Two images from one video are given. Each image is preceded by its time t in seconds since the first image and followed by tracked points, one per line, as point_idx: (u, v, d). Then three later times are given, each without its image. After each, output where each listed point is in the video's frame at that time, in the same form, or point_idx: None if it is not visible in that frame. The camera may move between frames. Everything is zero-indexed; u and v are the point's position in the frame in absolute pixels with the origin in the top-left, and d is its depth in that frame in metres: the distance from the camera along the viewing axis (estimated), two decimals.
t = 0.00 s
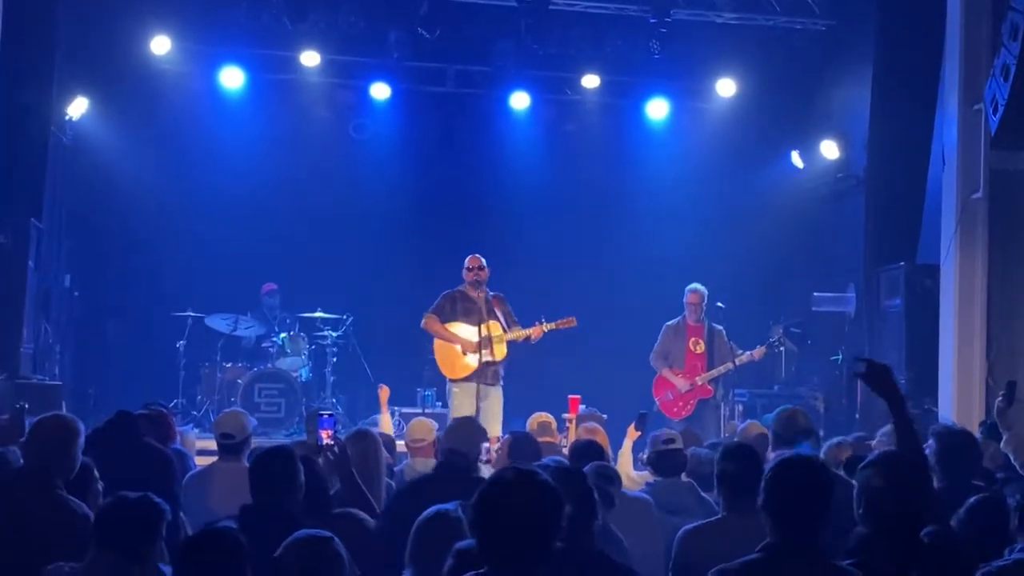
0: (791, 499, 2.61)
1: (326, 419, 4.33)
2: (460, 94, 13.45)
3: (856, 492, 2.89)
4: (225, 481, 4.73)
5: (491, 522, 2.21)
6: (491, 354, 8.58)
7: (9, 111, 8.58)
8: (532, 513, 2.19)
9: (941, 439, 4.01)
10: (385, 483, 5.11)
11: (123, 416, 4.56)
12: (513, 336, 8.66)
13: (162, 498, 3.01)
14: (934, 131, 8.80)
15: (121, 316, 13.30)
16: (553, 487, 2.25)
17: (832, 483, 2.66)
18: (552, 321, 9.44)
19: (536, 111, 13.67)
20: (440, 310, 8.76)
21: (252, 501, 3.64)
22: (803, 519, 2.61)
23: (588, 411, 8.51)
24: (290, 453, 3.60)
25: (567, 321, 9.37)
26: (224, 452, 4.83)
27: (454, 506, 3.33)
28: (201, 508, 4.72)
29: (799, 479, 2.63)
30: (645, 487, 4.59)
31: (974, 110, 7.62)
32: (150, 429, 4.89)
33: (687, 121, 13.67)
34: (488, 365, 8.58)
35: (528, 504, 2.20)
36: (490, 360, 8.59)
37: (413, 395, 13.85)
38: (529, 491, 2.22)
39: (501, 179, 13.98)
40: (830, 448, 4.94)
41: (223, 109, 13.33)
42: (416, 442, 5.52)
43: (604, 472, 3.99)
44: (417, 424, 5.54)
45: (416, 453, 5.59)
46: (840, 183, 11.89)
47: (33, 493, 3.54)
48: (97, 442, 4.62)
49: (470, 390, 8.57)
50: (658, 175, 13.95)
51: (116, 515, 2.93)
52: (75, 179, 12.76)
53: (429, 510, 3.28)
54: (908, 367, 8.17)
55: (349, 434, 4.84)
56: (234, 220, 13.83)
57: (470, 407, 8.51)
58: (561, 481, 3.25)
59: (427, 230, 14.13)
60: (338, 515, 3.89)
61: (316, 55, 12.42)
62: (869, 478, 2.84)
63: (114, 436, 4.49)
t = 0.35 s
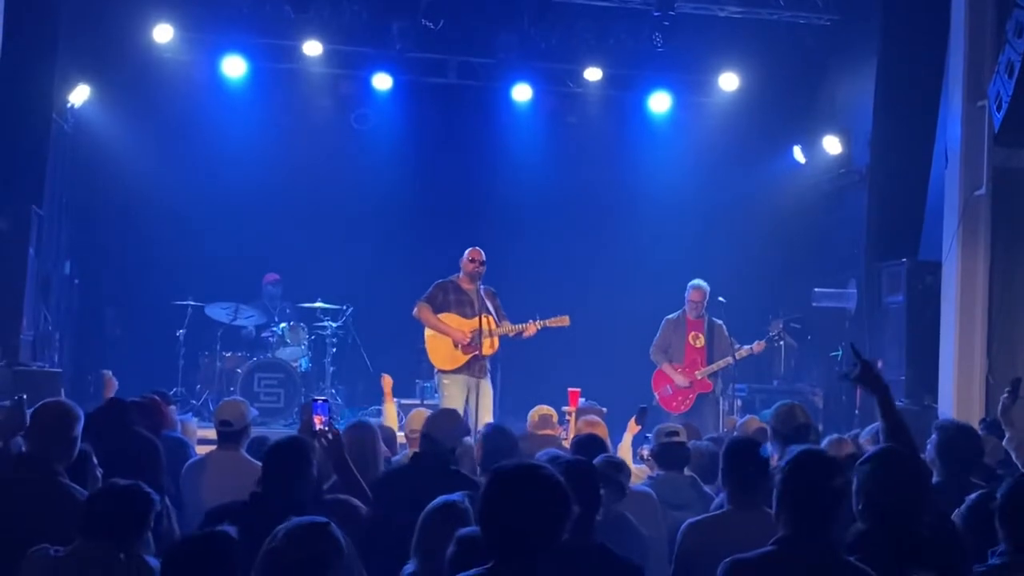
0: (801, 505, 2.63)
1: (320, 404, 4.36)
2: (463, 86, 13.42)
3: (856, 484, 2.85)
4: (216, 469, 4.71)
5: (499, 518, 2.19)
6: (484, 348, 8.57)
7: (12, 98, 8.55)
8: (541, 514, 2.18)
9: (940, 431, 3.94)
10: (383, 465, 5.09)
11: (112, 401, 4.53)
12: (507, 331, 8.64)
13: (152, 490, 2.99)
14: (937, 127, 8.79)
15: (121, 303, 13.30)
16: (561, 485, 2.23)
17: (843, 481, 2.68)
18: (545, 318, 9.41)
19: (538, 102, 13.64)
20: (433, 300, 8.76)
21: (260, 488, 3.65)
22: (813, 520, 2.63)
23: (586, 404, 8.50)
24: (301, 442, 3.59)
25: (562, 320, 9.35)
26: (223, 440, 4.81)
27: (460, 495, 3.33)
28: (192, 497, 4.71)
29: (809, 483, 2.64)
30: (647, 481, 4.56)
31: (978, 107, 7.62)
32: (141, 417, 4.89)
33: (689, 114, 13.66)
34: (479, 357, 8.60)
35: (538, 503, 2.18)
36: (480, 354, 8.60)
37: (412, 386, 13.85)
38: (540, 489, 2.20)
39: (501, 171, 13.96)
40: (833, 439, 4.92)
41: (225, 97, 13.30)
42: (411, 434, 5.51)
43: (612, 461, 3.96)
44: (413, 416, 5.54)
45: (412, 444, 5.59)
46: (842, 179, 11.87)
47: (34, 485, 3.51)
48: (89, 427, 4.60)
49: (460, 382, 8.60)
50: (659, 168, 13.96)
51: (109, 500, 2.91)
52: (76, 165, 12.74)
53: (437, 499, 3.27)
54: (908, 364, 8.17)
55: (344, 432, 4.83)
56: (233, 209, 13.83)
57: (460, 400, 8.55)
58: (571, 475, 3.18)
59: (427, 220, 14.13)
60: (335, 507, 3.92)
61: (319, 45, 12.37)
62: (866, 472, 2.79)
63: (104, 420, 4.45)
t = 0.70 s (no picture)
0: (808, 493, 2.62)
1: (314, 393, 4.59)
2: (463, 75, 13.38)
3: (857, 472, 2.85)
4: (213, 457, 4.71)
5: (503, 504, 2.18)
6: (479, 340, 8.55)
7: (11, 83, 8.52)
8: (546, 504, 2.15)
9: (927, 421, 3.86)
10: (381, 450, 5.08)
11: (106, 388, 4.50)
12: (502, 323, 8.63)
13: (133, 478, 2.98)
14: (939, 121, 8.76)
15: (119, 290, 13.28)
16: (568, 471, 2.22)
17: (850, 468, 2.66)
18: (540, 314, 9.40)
19: (539, 93, 13.61)
20: (430, 288, 8.73)
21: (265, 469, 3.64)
22: (818, 509, 2.61)
23: (583, 395, 8.49)
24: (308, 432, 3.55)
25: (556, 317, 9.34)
26: (217, 427, 4.79)
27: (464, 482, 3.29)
28: (187, 485, 4.70)
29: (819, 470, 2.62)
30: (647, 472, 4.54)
31: (980, 100, 7.60)
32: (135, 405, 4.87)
33: (690, 106, 13.64)
34: (473, 349, 8.59)
35: (547, 489, 2.17)
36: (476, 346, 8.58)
37: (409, 375, 13.84)
38: (548, 474, 2.18)
39: (501, 161, 13.94)
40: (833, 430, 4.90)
41: (225, 84, 13.27)
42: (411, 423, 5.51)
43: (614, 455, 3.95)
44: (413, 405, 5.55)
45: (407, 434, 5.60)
46: (842, 171, 11.85)
47: (36, 479, 3.47)
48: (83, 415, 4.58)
49: (453, 371, 8.60)
50: (659, 159, 13.95)
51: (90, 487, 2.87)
52: (74, 150, 12.72)
53: (441, 485, 3.24)
54: (907, 356, 8.16)
55: (340, 416, 4.82)
56: (232, 197, 13.80)
57: (453, 390, 8.55)
58: (573, 460, 3.17)
59: (426, 210, 14.10)
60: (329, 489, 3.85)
61: (318, 32, 12.32)
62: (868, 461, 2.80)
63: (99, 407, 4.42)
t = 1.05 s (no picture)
0: (809, 484, 2.62)
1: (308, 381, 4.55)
2: (461, 66, 13.35)
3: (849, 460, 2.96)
4: (210, 446, 4.71)
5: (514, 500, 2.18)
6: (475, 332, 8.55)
7: (8, 71, 8.49)
8: (558, 504, 2.15)
9: (912, 418, 3.84)
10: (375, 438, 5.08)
11: (106, 377, 4.50)
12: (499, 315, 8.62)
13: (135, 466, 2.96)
14: (937, 113, 8.75)
15: (115, 279, 13.27)
16: (578, 459, 2.22)
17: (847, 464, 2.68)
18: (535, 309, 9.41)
19: (537, 83, 13.57)
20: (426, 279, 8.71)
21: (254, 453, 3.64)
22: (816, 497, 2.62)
23: (579, 387, 8.50)
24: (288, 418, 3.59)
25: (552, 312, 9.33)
26: (211, 416, 4.79)
27: (462, 470, 3.27)
28: (185, 473, 4.71)
29: (818, 467, 2.63)
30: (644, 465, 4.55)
31: (978, 94, 7.59)
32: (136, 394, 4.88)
33: (688, 97, 13.62)
34: (469, 341, 8.59)
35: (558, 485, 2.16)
36: (471, 338, 8.58)
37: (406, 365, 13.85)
38: (556, 465, 2.18)
39: (499, 151, 13.95)
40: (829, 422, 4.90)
41: (223, 73, 13.24)
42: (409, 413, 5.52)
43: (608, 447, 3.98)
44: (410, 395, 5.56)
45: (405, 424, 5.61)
46: (840, 164, 11.85)
47: (36, 477, 3.48)
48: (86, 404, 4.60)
49: (447, 361, 8.61)
50: (658, 150, 13.96)
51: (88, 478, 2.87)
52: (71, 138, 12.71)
53: (439, 474, 3.21)
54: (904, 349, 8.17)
55: (334, 404, 4.83)
56: (229, 186, 13.79)
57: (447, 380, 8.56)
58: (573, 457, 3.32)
59: (424, 199, 14.10)
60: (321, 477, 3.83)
61: (316, 21, 12.29)
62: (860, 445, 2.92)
63: (103, 396, 4.43)
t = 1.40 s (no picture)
0: (795, 477, 2.61)
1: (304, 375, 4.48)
2: (457, 58, 13.31)
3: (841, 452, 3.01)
4: (209, 438, 4.72)
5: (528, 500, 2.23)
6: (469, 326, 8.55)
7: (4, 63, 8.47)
8: (561, 499, 2.21)
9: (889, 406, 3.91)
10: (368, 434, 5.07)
11: (108, 367, 4.54)
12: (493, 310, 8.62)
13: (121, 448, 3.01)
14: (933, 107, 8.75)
15: (111, 271, 13.26)
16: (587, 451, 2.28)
17: (838, 458, 2.68)
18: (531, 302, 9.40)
19: (533, 76, 13.52)
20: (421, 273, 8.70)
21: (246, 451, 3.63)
22: (802, 489, 2.61)
23: (575, 381, 8.50)
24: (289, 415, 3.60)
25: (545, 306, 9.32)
26: (205, 409, 4.77)
27: (459, 463, 3.26)
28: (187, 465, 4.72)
29: (809, 459, 2.62)
30: (639, 458, 4.54)
31: (974, 87, 7.59)
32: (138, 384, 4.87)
33: (685, 90, 13.57)
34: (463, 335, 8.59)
35: (564, 480, 2.21)
36: (466, 331, 8.59)
37: (401, 359, 13.85)
38: (564, 458, 2.23)
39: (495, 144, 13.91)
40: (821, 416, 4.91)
41: (219, 65, 13.20)
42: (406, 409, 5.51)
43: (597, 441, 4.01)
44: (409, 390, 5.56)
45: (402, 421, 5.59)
46: (837, 157, 11.87)
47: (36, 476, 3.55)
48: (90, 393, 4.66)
49: (442, 355, 8.60)
50: (654, 143, 13.90)
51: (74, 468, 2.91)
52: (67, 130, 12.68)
53: (434, 467, 3.21)
54: (899, 343, 8.18)
55: (325, 396, 4.80)
56: (224, 178, 13.77)
57: (441, 374, 8.57)
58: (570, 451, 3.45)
59: (420, 192, 14.09)
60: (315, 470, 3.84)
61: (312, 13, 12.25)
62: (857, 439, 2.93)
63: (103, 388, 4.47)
